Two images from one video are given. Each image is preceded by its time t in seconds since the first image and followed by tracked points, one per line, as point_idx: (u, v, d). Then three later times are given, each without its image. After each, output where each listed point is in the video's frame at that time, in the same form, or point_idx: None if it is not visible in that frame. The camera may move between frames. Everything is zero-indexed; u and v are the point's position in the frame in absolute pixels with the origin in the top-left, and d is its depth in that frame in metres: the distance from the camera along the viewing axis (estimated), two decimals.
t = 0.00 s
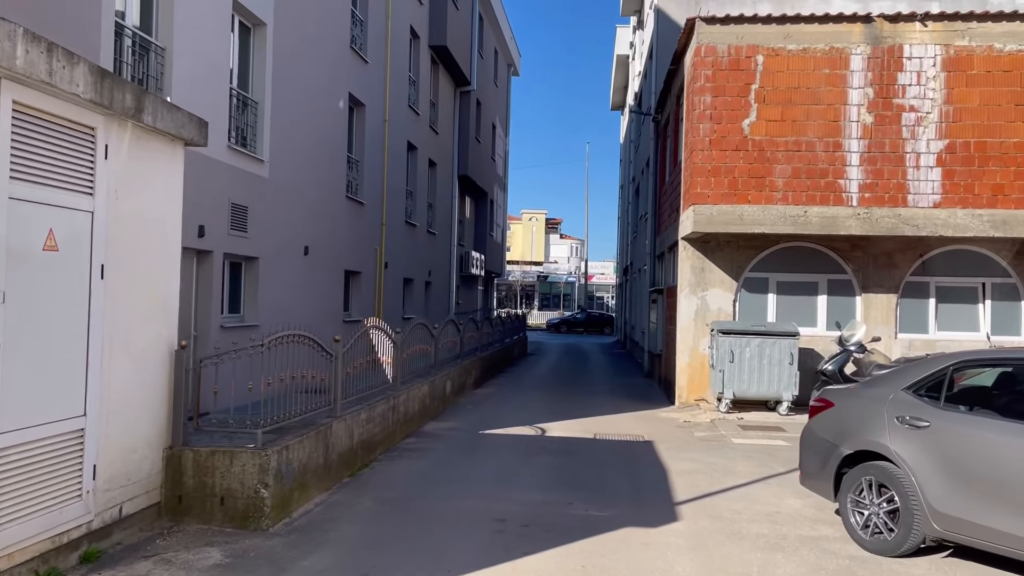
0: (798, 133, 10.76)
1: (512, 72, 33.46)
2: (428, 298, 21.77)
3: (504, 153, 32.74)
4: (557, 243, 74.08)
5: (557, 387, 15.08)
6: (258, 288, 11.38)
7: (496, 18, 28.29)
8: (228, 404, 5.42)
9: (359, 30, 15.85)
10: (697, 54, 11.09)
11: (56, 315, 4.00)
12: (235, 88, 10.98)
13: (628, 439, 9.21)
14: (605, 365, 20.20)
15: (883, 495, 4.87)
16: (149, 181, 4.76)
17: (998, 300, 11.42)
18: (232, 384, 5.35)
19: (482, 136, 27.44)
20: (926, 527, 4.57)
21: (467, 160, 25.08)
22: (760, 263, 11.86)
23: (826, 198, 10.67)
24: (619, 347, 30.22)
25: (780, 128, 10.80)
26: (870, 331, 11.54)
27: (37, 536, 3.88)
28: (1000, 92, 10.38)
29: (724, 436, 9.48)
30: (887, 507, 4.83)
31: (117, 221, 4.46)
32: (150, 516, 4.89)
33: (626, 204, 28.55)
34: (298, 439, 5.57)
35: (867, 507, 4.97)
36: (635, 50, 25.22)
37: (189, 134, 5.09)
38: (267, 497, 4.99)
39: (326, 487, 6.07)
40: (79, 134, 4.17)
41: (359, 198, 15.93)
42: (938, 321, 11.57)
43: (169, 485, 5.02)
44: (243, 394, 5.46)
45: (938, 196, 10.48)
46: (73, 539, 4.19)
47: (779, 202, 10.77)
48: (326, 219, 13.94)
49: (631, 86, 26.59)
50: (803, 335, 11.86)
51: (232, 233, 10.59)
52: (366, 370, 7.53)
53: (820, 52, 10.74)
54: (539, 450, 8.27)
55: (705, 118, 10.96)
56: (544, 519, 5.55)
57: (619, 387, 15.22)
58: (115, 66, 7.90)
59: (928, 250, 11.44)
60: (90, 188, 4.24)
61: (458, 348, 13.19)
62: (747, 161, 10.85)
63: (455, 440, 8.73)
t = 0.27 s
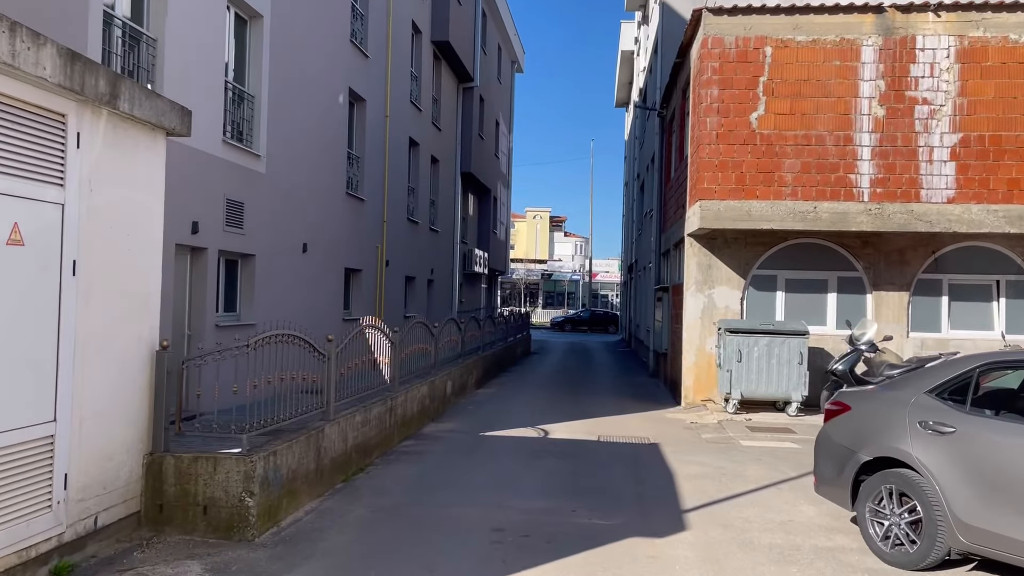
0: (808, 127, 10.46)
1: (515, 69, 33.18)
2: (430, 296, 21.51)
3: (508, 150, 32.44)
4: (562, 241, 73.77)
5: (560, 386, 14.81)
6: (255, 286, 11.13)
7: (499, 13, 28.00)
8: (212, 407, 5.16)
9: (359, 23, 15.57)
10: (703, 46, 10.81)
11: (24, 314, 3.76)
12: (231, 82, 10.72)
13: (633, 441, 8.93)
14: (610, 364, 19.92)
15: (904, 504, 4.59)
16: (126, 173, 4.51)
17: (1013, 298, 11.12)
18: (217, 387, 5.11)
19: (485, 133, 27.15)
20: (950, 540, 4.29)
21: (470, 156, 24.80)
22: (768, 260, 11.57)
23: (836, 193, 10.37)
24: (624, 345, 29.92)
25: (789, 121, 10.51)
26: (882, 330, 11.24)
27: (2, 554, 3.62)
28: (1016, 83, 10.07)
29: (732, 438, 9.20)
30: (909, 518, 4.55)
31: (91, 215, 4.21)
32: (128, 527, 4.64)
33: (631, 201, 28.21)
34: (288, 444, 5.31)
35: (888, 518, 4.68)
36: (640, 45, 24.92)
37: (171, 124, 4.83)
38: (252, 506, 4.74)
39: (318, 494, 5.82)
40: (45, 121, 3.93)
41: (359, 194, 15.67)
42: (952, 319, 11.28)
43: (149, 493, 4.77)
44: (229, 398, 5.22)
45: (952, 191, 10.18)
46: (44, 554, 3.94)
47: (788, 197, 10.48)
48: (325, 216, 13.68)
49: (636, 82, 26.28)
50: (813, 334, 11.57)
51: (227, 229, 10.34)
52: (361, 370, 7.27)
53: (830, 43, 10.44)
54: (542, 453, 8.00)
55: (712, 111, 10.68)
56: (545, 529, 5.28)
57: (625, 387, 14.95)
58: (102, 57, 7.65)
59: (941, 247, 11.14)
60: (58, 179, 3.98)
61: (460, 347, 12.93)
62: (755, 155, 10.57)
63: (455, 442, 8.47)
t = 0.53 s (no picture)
0: (819, 120, 10.19)
1: (519, 66, 32.93)
2: (432, 295, 21.25)
3: (511, 148, 32.17)
4: (565, 240, 73.49)
5: (564, 387, 14.55)
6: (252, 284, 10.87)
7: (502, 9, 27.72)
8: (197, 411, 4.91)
9: (360, 17, 15.32)
10: (711, 38, 10.54)
11: None
12: (227, 75, 10.46)
13: (639, 444, 8.66)
14: (614, 364, 19.65)
15: (931, 516, 4.32)
16: (104, 163, 4.26)
17: None
18: (202, 390, 4.85)
19: (488, 130, 26.89)
20: (981, 554, 4.01)
21: (473, 154, 24.55)
22: (777, 258, 11.30)
23: (848, 189, 10.10)
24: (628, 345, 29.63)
25: (800, 115, 10.24)
26: (894, 330, 10.96)
27: None
28: None
29: (741, 442, 8.93)
30: (937, 530, 4.28)
31: (64, 206, 3.96)
32: (108, 538, 4.39)
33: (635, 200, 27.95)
34: (278, 449, 5.06)
35: (914, 530, 4.41)
36: (645, 42, 24.64)
37: (153, 111, 4.59)
38: (239, 516, 4.48)
39: (311, 501, 5.57)
40: (13, 106, 3.68)
41: (359, 191, 15.41)
42: (966, 319, 10.99)
43: (131, 502, 4.52)
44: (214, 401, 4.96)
45: (968, 186, 9.89)
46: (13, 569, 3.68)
47: (799, 193, 10.21)
48: (325, 213, 13.42)
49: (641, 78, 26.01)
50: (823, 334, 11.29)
51: (223, 226, 10.08)
52: (358, 372, 7.01)
53: (842, 34, 10.17)
54: (545, 457, 7.73)
55: (720, 105, 10.41)
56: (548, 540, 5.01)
57: (630, 387, 14.67)
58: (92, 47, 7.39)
59: (955, 244, 10.86)
60: (28, 168, 3.74)
61: (461, 347, 12.67)
62: (764, 150, 10.29)
63: (455, 446, 8.21)
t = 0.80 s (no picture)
0: (830, 114, 9.90)
1: (521, 64, 32.66)
2: (433, 295, 20.98)
3: (514, 147, 31.90)
4: (568, 240, 73.20)
5: (567, 388, 14.26)
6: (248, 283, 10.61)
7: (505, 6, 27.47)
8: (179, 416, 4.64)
9: (359, 12, 15.05)
10: (719, 29, 10.25)
11: None
12: (222, 69, 10.20)
13: (645, 448, 8.38)
14: (618, 365, 19.36)
15: (962, 529, 4.03)
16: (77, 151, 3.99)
17: None
18: (185, 392, 4.60)
19: (490, 128, 26.62)
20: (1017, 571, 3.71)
21: (475, 152, 24.28)
22: (787, 256, 11.01)
23: (860, 185, 9.81)
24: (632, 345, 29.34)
25: (810, 109, 9.95)
26: (907, 331, 10.66)
27: None
28: None
29: (751, 446, 8.64)
30: (968, 544, 4.00)
31: (31, 197, 3.69)
32: (82, 552, 4.12)
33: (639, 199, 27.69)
34: (266, 456, 4.78)
35: (942, 543, 4.12)
36: (649, 38, 24.36)
37: (132, 97, 4.32)
38: (222, 528, 4.20)
39: (302, 510, 5.30)
40: None
41: (359, 189, 15.14)
42: (981, 319, 10.69)
43: (108, 514, 4.25)
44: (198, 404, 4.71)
45: (984, 182, 9.60)
46: None
47: (809, 189, 9.92)
48: (323, 211, 13.16)
49: (645, 76, 25.73)
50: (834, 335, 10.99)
51: (217, 223, 9.81)
52: (353, 374, 6.74)
53: (854, 25, 9.88)
54: (548, 462, 7.45)
55: (729, 99, 10.12)
56: (551, 552, 4.73)
57: (634, 389, 14.38)
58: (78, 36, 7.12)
59: (970, 242, 10.56)
60: None
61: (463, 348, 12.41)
62: (774, 145, 10.00)
63: (455, 450, 7.92)
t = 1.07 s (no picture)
0: (835, 110, 9.65)
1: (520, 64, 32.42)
2: (431, 296, 20.72)
3: (513, 147, 31.65)
4: (567, 241, 72.96)
5: (566, 391, 14.00)
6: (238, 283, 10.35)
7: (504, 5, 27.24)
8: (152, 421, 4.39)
9: (355, 8, 14.80)
10: (721, 23, 10.00)
11: None
12: (212, 63, 9.94)
13: (646, 453, 8.12)
14: (618, 367, 19.11)
15: (986, 543, 3.76)
16: (38, 139, 3.75)
17: None
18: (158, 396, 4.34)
19: (489, 128, 26.39)
20: None
21: (473, 152, 24.03)
22: (791, 256, 10.75)
23: (867, 182, 9.55)
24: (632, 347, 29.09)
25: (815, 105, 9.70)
26: (914, 332, 10.40)
27: None
28: None
29: (755, 450, 8.38)
30: (991, 560, 3.72)
31: None
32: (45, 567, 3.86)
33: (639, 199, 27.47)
34: (246, 463, 4.52)
35: (964, 559, 3.85)
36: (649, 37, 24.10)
37: (102, 81, 4.08)
38: (196, 541, 3.94)
39: (285, 520, 5.03)
40: None
41: (354, 188, 14.89)
42: (990, 321, 10.44)
43: (74, 526, 3.99)
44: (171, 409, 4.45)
45: (994, 179, 9.35)
46: None
47: (814, 186, 9.66)
48: (317, 209, 12.91)
49: (646, 75, 25.50)
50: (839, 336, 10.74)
51: (206, 222, 9.53)
52: (341, 377, 6.48)
53: (860, 19, 9.63)
54: (545, 468, 7.19)
55: (731, 94, 9.86)
56: (548, 565, 4.47)
57: (634, 391, 14.12)
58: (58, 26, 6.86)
59: (978, 242, 10.32)
60: None
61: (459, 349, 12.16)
62: (778, 141, 9.75)
63: (449, 455, 7.66)
